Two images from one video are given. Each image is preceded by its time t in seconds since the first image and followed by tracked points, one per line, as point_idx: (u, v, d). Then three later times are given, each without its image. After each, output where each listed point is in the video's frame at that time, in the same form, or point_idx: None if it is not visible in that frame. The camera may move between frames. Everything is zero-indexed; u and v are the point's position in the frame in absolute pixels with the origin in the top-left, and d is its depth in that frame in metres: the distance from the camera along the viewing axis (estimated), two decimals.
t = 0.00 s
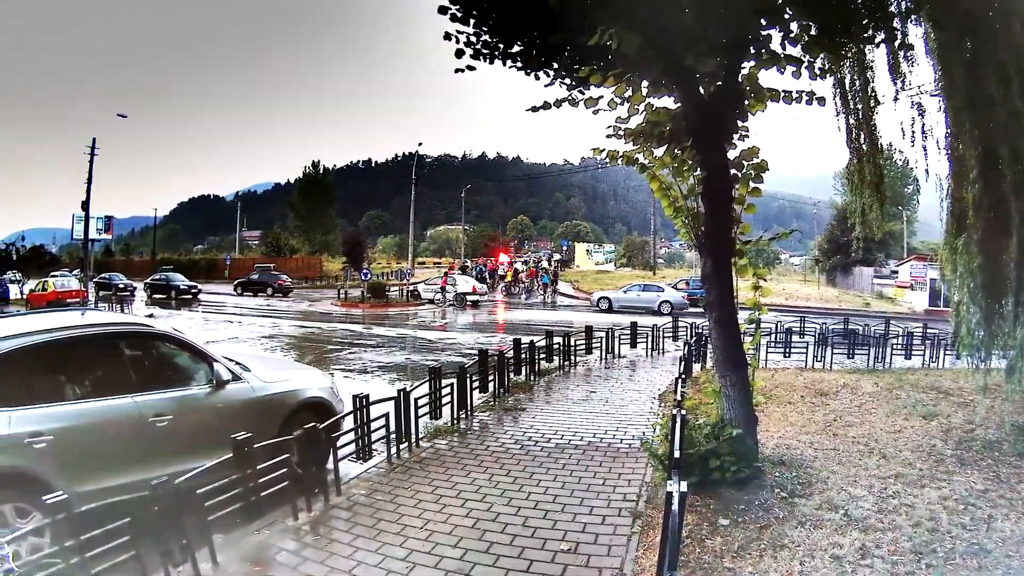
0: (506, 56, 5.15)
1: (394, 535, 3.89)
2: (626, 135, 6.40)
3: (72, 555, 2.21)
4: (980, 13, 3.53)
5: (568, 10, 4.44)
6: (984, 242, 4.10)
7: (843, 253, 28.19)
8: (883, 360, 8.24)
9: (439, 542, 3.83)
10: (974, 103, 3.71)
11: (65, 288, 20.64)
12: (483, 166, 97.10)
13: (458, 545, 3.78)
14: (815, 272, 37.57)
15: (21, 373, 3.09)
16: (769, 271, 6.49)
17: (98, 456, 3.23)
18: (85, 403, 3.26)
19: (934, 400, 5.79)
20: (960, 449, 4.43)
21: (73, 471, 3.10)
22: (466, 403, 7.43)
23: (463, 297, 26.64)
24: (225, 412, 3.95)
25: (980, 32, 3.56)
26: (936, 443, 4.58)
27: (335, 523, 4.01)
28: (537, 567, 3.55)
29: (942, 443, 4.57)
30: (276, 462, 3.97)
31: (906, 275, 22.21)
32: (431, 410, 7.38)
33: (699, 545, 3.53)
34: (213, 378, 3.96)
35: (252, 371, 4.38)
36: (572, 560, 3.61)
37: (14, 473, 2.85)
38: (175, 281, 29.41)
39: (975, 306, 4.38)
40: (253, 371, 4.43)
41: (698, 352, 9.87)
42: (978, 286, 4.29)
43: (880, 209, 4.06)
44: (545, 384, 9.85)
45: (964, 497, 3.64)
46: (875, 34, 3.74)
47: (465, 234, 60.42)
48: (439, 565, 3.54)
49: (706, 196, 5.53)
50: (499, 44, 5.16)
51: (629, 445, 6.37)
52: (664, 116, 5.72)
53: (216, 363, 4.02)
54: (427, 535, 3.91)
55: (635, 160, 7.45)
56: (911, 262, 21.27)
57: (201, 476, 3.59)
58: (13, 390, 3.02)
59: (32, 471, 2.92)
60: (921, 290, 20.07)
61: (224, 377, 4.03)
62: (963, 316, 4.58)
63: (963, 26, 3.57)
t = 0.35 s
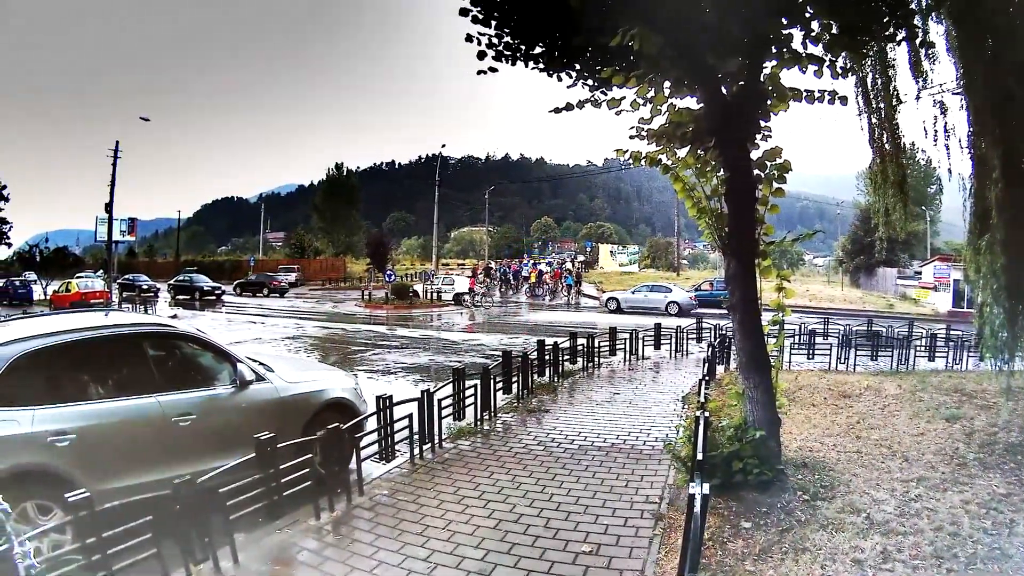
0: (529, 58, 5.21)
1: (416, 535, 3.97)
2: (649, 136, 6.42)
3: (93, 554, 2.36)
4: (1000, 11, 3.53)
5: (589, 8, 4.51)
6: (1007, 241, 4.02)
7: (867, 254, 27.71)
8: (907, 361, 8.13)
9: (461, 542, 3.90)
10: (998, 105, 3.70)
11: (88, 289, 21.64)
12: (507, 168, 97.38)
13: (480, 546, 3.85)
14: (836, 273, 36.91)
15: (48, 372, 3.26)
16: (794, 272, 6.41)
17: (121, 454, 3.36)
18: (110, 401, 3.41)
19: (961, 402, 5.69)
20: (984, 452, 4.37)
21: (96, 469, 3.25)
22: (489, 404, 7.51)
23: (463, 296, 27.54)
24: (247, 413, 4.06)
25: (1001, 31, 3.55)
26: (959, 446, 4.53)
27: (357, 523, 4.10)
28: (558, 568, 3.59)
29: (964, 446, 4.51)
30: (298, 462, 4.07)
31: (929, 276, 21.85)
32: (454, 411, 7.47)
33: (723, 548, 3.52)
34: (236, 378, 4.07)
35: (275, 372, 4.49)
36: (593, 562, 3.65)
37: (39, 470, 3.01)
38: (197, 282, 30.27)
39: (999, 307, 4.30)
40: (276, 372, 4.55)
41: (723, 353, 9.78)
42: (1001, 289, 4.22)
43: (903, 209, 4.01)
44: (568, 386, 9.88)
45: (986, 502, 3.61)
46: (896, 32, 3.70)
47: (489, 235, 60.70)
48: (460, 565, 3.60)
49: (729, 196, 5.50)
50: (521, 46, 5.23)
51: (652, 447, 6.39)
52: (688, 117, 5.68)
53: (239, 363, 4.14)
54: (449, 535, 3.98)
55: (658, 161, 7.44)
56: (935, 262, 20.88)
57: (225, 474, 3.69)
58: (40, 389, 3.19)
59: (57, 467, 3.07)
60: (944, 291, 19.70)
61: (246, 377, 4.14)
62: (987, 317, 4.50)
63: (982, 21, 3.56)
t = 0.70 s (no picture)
0: (556, 59, 5.28)
1: (443, 536, 4.07)
2: (678, 138, 6.43)
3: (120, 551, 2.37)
4: None
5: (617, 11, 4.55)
6: None
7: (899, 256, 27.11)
8: (938, 364, 7.99)
9: (489, 544, 3.98)
10: None
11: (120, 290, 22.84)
12: (537, 170, 97.48)
13: (507, 547, 3.94)
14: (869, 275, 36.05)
15: (82, 372, 3.43)
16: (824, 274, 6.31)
17: (150, 454, 3.48)
18: (141, 401, 3.55)
19: (996, 404, 5.58)
20: (1015, 456, 4.30)
21: (126, 467, 3.36)
22: (518, 406, 7.60)
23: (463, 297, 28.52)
24: (276, 413, 4.19)
25: None
26: (987, 451, 4.46)
27: (385, 524, 4.21)
28: (584, 571, 3.64)
29: (993, 450, 4.45)
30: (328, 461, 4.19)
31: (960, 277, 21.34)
32: (484, 414, 7.57)
33: (750, 551, 3.53)
34: (265, 379, 4.23)
35: (303, 373, 4.66)
36: (620, 565, 3.72)
37: (70, 467, 3.14)
38: (228, 283, 31.34)
39: None
40: (305, 373, 4.72)
41: (754, 356, 9.66)
42: None
43: (934, 210, 3.94)
44: (599, 388, 9.91)
45: (1014, 507, 3.56)
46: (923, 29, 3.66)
47: (519, 237, 60.94)
48: (486, 567, 3.67)
49: (759, 197, 5.46)
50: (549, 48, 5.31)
51: (681, 450, 6.46)
52: (716, 118, 5.62)
53: (268, 364, 4.30)
54: (477, 537, 4.07)
55: (688, 162, 7.43)
56: (963, 262, 19.92)
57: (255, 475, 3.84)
58: (75, 389, 3.36)
59: (89, 465, 3.20)
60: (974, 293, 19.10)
61: (276, 377, 4.30)
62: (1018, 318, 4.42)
63: (1012, 19, 3.49)
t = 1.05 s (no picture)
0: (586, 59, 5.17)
1: (475, 535, 4.18)
2: (711, 137, 6.39)
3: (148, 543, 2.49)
4: None
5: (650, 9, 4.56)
6: None
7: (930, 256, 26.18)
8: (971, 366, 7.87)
9: (520, 543, 4.08)
10: None
11: (153, 289, 23.83)
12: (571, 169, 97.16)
13: (539, 545, 4.05)
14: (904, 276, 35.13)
15: (116, 369, 3.64)
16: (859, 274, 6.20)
17: (181, 451, 3.68)
18: (171, 400, 3.73)
19: None
20: None
21: (155, 464, 3.57)
22: (552, 406, 7.69)
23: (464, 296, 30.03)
24: (307, 411, 4.35)
25: None
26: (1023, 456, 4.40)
27: (417, 522, 4.34)
28: (616, 571, 3.72)
29: None
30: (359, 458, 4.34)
31: (995, 276, 20.82)
32: (517, 414, 7.68)
33: (780, 554, 3.53)
34: (299, 377, 4.39)
35: (336, 371, 4.82)
36: (650, 566, 3.78)
37: (102, 463, 3.38)
38: (261, 282, 32.14)
39: None
40: (338, 371, 4.88)
41: (789, 357, 9.50)
42: None
43: (967, 209, 3.86)
44: (632, 388, 9.91)
45: None
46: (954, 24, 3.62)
47: (551, 237, 60.87)
48: (518, 566, 3.77)
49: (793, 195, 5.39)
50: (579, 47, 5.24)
51: (714, 451, 6.63)
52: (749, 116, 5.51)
53: (302, 363, 4.48)
54: (508, 536, 4.17)
55: (721, 161, 7.40)
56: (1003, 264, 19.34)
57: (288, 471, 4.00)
58: (110, 386, 3.58)
59: (118, 461, 3.41)
60: (1006, 293, 18.62)
61: (310, 376, 4.47)
62: None
63: None
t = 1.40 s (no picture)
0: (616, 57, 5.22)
1: (505, 534, 4.27)
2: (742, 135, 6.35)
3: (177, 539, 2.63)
4: None
5: (680, 6, 4.62)
6: None
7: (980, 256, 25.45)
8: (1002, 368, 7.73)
9: (550, 542, 4.16)
10: None
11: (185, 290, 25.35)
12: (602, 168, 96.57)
13: (569, 545, 4.13)
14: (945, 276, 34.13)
15: (150, 367, 3.82)
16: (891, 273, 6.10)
17: (211, 448, 3.85)
18: (201, 397, 3.90)
19: None
20: None
21: (185, 460, 3.74)
22: (584, 406, 7.78)
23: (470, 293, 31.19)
24: (336, 409, 4.52)
25: None
26: None
27: (447, 520, 4.47)
28: (644, 571, 3.79)
29: None
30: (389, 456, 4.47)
31: None
32: (548, 413, 7.78)
33: (808, 556, 3.58)
34: (328, 375, 4.57)
35: (367, 370, 4.96)
36: (679, 567, 3.84)
37: (134, 458, 3.56)
38: (295, 282, 32.98)
39: None
40: (370, 370, 5.03)
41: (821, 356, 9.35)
42: None
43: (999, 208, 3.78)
44: (663, 387, 9.89)
45: None
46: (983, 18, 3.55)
47: (582, 236, 60.72)
48: (547, 565, 3.85)
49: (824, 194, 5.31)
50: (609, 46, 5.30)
51: (746, 451, 6.62)
52: (780, 113, 5.44)
53: (333, 362, 4.65)
54: (537, 535, 4.27)
55: (753, 159, 7.35)
56: None
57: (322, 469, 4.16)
58: (142, 383, 3.76)
59: (147, 457, 3.59)
60: None
61: (341, 375, 4.64)
62: None
63: None
